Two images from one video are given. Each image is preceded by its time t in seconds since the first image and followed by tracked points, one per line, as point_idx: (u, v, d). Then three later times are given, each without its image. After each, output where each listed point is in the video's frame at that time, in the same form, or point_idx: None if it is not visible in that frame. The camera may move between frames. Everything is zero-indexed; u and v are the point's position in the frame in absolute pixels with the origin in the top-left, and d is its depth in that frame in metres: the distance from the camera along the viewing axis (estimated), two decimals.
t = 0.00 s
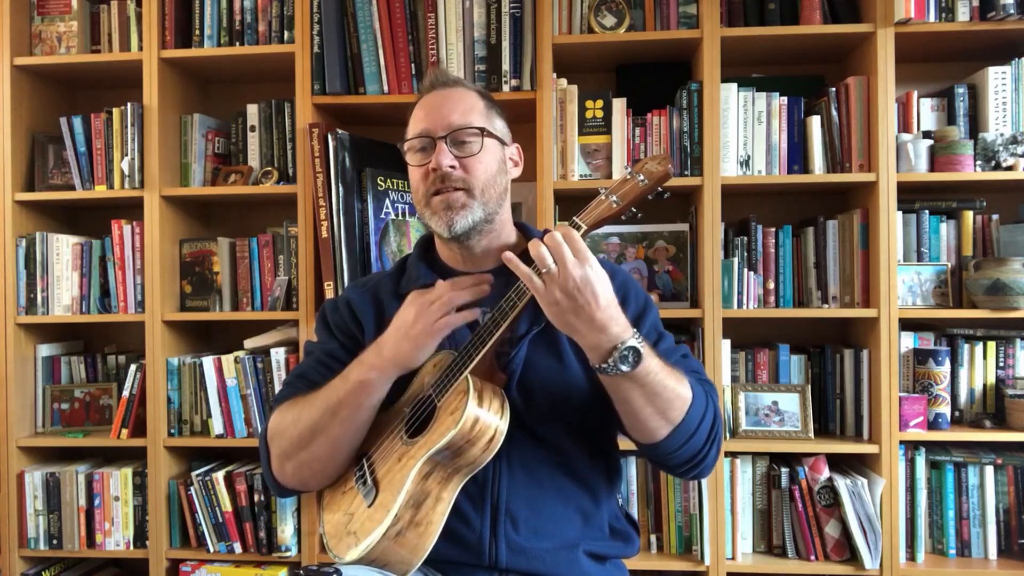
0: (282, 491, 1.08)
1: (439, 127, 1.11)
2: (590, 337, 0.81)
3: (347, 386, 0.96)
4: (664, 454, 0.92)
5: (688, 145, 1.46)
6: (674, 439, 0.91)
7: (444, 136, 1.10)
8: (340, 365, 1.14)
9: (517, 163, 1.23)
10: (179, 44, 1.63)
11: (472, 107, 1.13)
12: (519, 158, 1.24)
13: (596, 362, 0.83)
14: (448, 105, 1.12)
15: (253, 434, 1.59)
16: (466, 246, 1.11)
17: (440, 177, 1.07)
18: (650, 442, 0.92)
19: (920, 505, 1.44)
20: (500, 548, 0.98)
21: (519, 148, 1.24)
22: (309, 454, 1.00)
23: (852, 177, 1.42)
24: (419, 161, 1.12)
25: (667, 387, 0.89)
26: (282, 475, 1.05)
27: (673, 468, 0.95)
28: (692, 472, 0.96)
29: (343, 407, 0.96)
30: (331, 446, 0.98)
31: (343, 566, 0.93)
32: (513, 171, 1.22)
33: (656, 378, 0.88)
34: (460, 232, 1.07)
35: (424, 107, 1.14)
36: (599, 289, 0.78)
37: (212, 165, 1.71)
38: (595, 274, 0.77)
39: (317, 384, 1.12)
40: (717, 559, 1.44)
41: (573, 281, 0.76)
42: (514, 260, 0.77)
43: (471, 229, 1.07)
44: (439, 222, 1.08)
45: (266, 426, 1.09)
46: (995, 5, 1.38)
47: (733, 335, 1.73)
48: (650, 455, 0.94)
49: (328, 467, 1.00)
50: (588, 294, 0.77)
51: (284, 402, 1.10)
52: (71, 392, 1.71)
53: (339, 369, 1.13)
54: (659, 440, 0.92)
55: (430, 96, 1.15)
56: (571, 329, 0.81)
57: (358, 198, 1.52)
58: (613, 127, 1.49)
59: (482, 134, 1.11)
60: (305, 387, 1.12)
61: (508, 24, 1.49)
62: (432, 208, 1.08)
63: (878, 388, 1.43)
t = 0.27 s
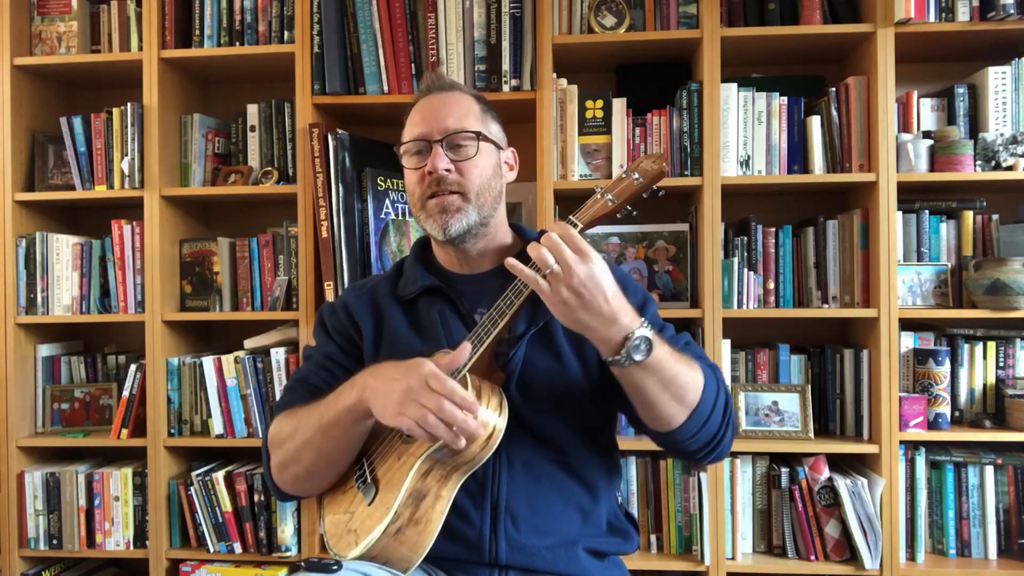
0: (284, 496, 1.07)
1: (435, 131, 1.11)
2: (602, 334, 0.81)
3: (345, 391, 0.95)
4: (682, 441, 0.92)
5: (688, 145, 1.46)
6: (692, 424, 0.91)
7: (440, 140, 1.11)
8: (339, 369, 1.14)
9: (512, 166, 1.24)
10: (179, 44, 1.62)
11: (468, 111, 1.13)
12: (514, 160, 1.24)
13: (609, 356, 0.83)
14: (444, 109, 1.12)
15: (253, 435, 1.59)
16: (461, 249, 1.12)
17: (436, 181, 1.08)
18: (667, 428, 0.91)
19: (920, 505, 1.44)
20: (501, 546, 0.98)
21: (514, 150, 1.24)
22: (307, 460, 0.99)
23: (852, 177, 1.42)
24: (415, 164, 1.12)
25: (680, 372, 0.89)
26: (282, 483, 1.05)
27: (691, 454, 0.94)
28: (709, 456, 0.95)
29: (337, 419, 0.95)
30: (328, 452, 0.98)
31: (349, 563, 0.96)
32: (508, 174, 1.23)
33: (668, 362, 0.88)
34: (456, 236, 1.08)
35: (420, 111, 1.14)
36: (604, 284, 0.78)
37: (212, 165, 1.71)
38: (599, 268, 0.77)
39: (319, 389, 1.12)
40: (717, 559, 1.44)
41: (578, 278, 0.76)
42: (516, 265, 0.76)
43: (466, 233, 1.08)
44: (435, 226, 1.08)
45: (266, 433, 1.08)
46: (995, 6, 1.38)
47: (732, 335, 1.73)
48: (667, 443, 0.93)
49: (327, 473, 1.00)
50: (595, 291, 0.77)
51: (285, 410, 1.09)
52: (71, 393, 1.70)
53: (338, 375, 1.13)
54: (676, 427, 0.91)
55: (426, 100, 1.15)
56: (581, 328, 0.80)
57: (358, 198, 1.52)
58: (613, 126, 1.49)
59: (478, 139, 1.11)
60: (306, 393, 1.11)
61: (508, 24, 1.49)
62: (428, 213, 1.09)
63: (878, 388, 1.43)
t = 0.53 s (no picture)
0: (284, 496, 1.08)
1: (433, 130, 1.11)
2: (628, 309, 0.80)
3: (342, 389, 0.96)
4: (711, 414, 0.89)
5: (688, 145, 1.46)
6: (720, 394, 0.89)
7: (437, 139, 1.11)
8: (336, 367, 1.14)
9: (508, 166, 1.24)
10: (179, 44, 1.62)
11: (465, 110, 1.14)
12: (511, 160, 1.24)
13: (637, 332, 0.82)
14: (442, 108, 1.13)
15: (253, 435, 1.59)
16: (458, 248, 1.12)
17: (433, 179, 1.07)
18: (696, 402, 0.88)
19: (920, 505, 1.44)
20: (501, 545, 0.98)
21: (510, 151, 1.24)
22: (307, 458, 1.00)
23: (852, 177, 1.42)
24: (412, 163, 1.12)
25: (703, 342, 0.88)
26: (281, 478, 1.05)
27: (719, 428, 0.91)
28: (738, 429, 0.92)
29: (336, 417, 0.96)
30: (328, 449, 0.99)
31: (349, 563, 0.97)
32: (505, 174, 1.23)
33: (691, 330, 0.87)
34: (453, 235, 1.07)
35: (418, 110, 1.14)
36: (618, 261, 0.79)
37: (212, 165, 1.71)
38: (610, 246, 0.78)
39: (309, 385, 1.12)
40: (717, 559, 1.44)
41: (593, 255, 0.77)
42: (532, 256, 0.76)
43: (464, 231, 1.08)
44: (433, 225, 1.08)
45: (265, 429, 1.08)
46: (995, 6, 1.38)
47: (732, 335, 1.73)
48: (695, 419, 0.90)
49: (327, 470, 1.01)
50: (611, 269, 0.78)
51: (280, 405, 1.09)
52: (71, 393, 1.71)
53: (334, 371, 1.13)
54: (704, 399, 0.88)
55: (424, 99, 1.15)
56: (605, 309, 0.80)
57: (358, 198, 1.52)
58: (613, 126, 1.49)
59: (475, 137, 1.11)
60: (300, 390, 1.11)
61: (508, 24, 1.49)
62: (426, 211, 1.08)
63: (878, 388, 1.43)
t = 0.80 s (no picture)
0: (281, 497, 1.07)
1: (435, 129, 1.12)
2: (637, 300, 0.80)
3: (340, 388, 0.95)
4: (716, 409, 0.88)
5: (688, 145, 1.46)
6: (724, 389, 0.88)
7: (439, 138, 1.11)
8: (336, 368, 1.14)
9: (509, 167, 1.24)
10: (179, 44, 1.62)
11: (467, 110, 1.14)
12: (512, 162, 1.25)
13: (646, 325, 0.82)
14: (444, 108, 1.13)
15: (253, 435, 1.59)
16: (461, 248, 1.12)
17: (437, 178, 1.07)
18: (702, 397, 0.88)
19: (920, 505, 1.44)
20: (500, 545, 0.99)
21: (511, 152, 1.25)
22: (305, 460, 1.00)
23: (852, 177, 1.42)
24: (415, 162, 1.12)
25: (708, 337, 0.88)
26: (281, 484, 1.05)
27: (723, 425, 0.90)
28: (742, 426, 0.92)
29: (332, 417, 0.95)
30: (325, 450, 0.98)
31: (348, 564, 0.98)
32: (506, 174, 1.23)
33: (697, 326, 0.87)
34: (457, 234, 1.07)
35: (421, 110, 1.14)
36: (623, 252, 0.79)
37: (212, 165, 1.71)
38: (613, 237, 0.79)
39: (315, 391, 1.13)
40: (717, 559, 1.44)
41: (599, 246, 0.77)
42: (541, 251, 0.75)
43: (468, 231, 1.08)
44: (436, 224, 1.07)
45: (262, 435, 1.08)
46: (995, 5, 1.38)
47: (732, 335, 1.73)
48: (699, 415, 0.89)
49: (324, 473, 1.00)
50: (618, 260, 0.78)
51: (282, 411, 1.09)
52: (71, 393, 1.71)
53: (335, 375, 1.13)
54: (709, 395, 0.88)
55: (426, 99, 1.16)
56: (614, 303, 0.80)
57: (358, 198, 1.53)
58: (613, 126, 1.49)
59: (478, 137, 1.11)
60: (301, 393, 1.12)
61: (508, 24, 1.49)
62: (430, 210, 1.08)
63: (878, 388, 1.43)
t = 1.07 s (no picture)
0: (281, 496, 1.08)
1: (445, 124, 1.12)
2: (633, 309, 0.79)
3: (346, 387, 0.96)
4: (705, 427, 0.89)
5: (688, 145, 1.46)
6: (714, 408, 0.89)
7: (450, 133, 1.11)
8: (336, 367, 1.14)
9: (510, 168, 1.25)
10: (179, 44, 1.62)
11: (474, 108, 1.16)
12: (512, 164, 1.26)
13: (638, 336, 0.81)
14: (453, 104, 1.14)
15: (253, 435, 1.59)
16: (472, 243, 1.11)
17: (453, 170, 1.07)
18: (690, 415, 0.88)
19: (920, 505, 1.44)
20: (501, 545, 0.99)
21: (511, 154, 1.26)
22: (308, 456, 1.00)
23: (852, 177, 1.42)
24: (426, 157, 1.11)
25: (702, 354, 0.88)
26: (281, 481, 1.05)
27: (711, 443, 0.91)
28: (729, 446, 0.93)
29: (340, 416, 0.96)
30: (330, 447, 0.98)
31: (349, 565, 0.96)
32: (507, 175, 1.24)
33: (692, 343, 0.87)
34: (476, 224, 1.07)
35: (427, 106, 1.15)
36: (625, 260, 0.78)
37: (212, 164, 1.71)
38: (617, 245, 0.77)
39: (312, 387, 1.12)
40: (717, 559, 1.44)
41: (601, 253, 0.75)
42: (540, 253, 0.73)
43: (485, 222, 1.08)
44: (453, 213, 1.06)
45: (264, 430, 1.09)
46: (995, 5, 1.38)
47: (732, 335, 1.73)
48: (687, 432, 0.90)
49: (329, 467, 1.00)
50: (618, 268, 0.77)
51: (281, 405, 1.09)
52: (71, 393, 1.71)
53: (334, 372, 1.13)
54: (697, 414, 0.88)
55: (432, 96, 1.17)
56: (609, 311, 0.79)
57: (358, 198, 1.53)
58: (613, 126, 1.49)
59: (488, 133, 1.13)
60: (299, 390, 1.12)
61: (508, 24, 1.49)
62: (444, 201, 1.07)
63: (878, 388, 1.43)
